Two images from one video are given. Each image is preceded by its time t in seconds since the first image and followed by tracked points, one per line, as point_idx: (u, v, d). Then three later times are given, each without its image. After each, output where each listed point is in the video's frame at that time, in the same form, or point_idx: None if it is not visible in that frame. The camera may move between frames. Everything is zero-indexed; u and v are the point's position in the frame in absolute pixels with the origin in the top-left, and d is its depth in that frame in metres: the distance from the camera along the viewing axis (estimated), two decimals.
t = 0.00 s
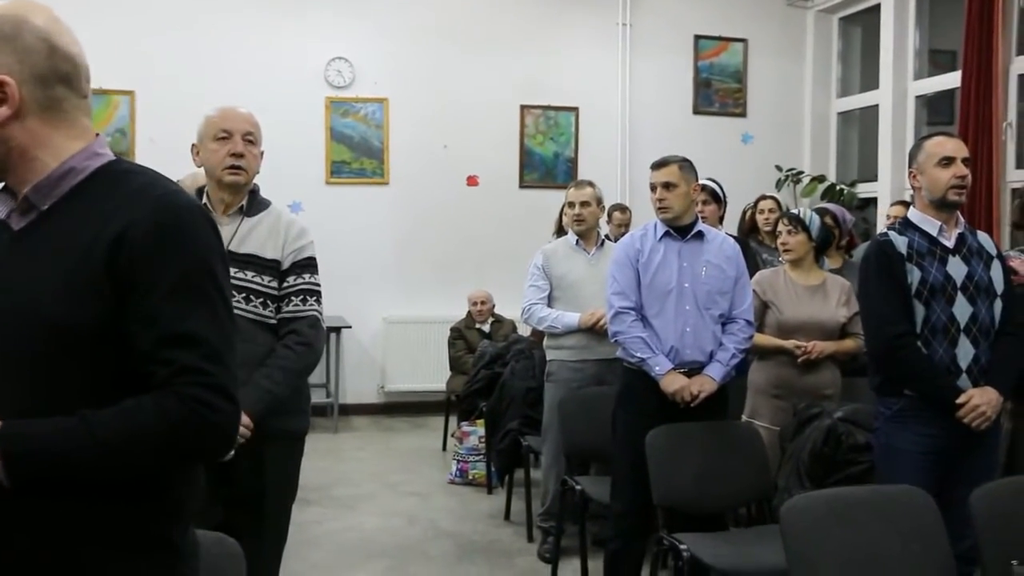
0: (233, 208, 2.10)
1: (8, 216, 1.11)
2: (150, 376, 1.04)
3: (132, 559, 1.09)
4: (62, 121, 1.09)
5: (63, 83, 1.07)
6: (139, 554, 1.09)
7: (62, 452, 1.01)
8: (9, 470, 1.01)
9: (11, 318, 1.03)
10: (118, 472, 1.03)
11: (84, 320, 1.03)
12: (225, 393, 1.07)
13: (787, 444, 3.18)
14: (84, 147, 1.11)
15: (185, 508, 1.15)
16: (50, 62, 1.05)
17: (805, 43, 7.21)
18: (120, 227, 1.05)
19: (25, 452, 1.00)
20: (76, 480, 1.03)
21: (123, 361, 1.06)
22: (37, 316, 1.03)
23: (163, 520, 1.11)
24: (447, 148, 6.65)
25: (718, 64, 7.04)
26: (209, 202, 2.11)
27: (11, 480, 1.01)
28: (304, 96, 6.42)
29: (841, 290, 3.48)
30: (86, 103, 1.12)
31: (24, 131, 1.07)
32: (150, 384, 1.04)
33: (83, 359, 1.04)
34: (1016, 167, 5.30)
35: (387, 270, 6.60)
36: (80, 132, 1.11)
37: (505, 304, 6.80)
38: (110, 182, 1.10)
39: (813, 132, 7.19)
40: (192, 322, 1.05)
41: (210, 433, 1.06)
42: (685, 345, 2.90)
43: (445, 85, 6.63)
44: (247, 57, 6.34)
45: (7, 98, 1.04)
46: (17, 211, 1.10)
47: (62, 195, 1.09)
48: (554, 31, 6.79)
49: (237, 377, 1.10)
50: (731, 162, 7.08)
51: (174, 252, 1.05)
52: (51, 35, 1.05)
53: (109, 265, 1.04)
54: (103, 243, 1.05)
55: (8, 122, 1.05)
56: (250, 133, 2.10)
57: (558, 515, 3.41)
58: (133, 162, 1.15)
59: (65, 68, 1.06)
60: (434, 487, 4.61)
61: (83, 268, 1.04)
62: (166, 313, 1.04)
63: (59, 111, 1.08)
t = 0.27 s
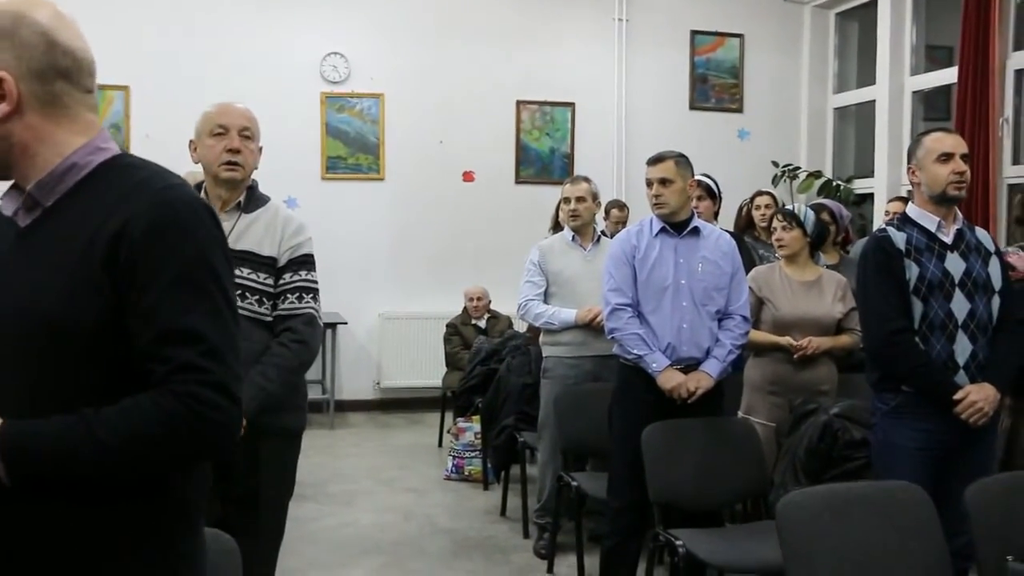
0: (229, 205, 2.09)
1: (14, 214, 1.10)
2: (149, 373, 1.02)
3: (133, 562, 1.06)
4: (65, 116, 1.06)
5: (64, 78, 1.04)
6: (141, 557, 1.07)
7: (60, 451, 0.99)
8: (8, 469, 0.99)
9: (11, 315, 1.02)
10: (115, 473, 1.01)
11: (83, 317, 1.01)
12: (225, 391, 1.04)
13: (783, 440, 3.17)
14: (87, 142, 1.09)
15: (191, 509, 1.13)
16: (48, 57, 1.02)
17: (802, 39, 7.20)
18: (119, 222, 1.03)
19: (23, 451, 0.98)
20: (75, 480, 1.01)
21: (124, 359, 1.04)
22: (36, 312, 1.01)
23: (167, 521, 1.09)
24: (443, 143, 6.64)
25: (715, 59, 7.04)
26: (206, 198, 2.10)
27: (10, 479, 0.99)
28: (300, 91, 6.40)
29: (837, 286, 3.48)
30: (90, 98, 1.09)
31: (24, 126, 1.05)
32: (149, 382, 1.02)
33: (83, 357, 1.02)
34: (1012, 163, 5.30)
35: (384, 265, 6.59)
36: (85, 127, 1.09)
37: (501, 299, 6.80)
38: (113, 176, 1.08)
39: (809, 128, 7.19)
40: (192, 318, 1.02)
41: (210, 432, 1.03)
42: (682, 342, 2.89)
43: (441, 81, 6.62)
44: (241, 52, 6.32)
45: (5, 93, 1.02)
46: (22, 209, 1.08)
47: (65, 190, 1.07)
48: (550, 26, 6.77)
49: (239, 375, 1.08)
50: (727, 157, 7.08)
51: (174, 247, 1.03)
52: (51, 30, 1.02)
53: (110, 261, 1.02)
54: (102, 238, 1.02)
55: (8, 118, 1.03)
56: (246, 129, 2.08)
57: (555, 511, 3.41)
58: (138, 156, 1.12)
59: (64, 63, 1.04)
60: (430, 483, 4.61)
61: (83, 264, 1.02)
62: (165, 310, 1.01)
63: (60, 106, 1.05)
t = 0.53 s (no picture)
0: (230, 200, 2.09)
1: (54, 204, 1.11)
2: (184, 372, 1.03)
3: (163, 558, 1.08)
4: (107, 110, 1.08)
5: (108, 73, 1.06)
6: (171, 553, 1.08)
7: (93, 447, 0.99)
8: (44, 464, 0.99)
9: (48, 308, 1.03)
10: (150, 470, 1.01)
11: (121, 313, 1.01)
12: (260, 391, 1.04)
13: (780, 435, 3.19)
14: (128, 137, 1.10)
15: (215, 505, 1.14)
16: (95, 51, 1.04)
17: (799, 35, 7.21)
18: (157, 219, 1.03)
19: (56, 446, 0.99)
20: (109, 477, 1.02)
21: (159, 356, 1.04)
22: (73, 306, 1.02)
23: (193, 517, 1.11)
24: (441, 139, 6.64)
25: (712, 56, 7.05)
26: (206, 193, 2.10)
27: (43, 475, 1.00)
28: (297, 87, 6.40)
29: (832, 281, 3.49)
30: (133, 93, 1.11)
31: (68, 119, 1.06)
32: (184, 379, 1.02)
33: (118, 352, 1.03)
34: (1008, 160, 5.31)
35: (381, 261, 6.60)
36: (125, 121, 1.10)
37: (498, 295, 6.80)
38: (152, 172, 1.09)
39: (806, 124, 7.20)
40: (228, 317, 1.02)
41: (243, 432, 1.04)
42: (679, 337, 2.90)
43: (438, 77, 6.62)
44: (239, 47, 6.32)
45: (50, 86, 1.03)
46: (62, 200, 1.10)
47: (106, 183, 1.08)
48: (547, 22, 6.78)
49: (272, 376, 1.08)
50: (724, 153, 7.09)
51: (211, 245, 1.03)
52: (97, 23, 1.03)
53: (147, 257, 1.03)
54: (139, 235, 1.03)
55: (52, 110, 1.04)
56: (246, 124, 2.09)
57: (552, 506, 3.42)
58: (176, 152, 1.14)
59: (110, 57, 1.05)
60: (427, 479, 4.62)
61: (121, 260, 1.02)
62: (200, 308, 1.01)
63: (104, 100, 1.06)
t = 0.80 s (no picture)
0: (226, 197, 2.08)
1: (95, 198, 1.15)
2: (231, 369, 1.06)
3: (204, 551, 1.11)
4: (154, 110, 1.11)
5: (157, 73, 1.10)
6: (211, 545, 1.12)
7: (142, 442, 1.03)
8: (91, 460, 1.03)
9: (97, 305, 1.06)
10: (198, 463, 1.05)
11: (170, 310, 1.05)
12: (305, 389, 1.08)
13: (774, 432, 3.19)
14: (173, 135, 1.14)
15: (251, 499, 1.18)
16: (146, 52, 1.08)
17: (794, 32, 7.21)
18: (205, 218, 1.07)
19: (104, 440, 1.03)
20: (156, 471, 1.05)
21: (205, 352, 1.08)
22: (123, 303, 1.05)
23: (232, 510, 1.14)
24: (437, 136, 6.64)
25: (707, 53, 7.04)
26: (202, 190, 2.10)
27: (89, 468, 1.04)
28: (292, 84, 6.38)
29: (827, 278, 3.50)
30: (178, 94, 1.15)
31: (116, 117, 1.09)
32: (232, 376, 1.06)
33: (164, 347, 1.06)
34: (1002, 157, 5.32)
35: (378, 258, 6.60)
36: (170, 121, 1.14)
37: (492, 292, 6.79)
38: (198, 171, 1.12)
39: (801, 121, 7.20)
40: (275, 316, 1.06)
41: (288, 429, 1.07)
42: (673, 333, 2.90)
43: (434, 73, 6.61)
44: (233, 43, 6.30)
45: (101, 84, 1.07)
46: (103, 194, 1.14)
47: (150, 179, 1.12)
48: (541, 19, 6.77)
49: (316, 375, 1.11)
50: (718, 150, 7.09)
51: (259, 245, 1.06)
52: (147, 23, 1.08)
53: (195, 256, 1.06)
54: (187, 234, 1.06)
55: (101, 108, 1.08)
56: (242, 120, 2.08)
57: (547, 503, 3.42)
58: (218, 151, 1.17)
59: (159, 57, 1.09)
60: (422, 476, 4.62)
61: (169, 258, 1.06)
62: (248, 307, 1.05)
63: (152, 100, 1.10)
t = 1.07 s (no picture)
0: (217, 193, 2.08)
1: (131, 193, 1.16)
2: (272, 370, 1.08)
3: (241, 548, 1.13)
4: (193, 107, 1.13)
5: (200, 72, 1.12)
6: (247, 543, 1.14)
7: (184, 441, 1.05)
8: (133, 458, 1.05)
9: (140, 305, 1.08)
10: (239, 463, 1.07)
11: (213, 309, 1.07)
12: (343, 391, 1.09)
13: (769, 429, 3.20)
14: (211, 134, 1.15)
15: (287, 499, 1.20)
16: (189, 50, 1.09)
17: (788, 30, 7.21)
18: (247, 218, 1.08)
19: (144, 439, 1.04)
20: (196, 470, 1.07)
21: (245, 351, 1.10)
22: (166, 301, 1.07)
23: (267, 510, 1.16)
24: (431, 133, 6.63)
25: (701, 50, 7.05)
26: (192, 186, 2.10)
27: (131, 466, 1.06)
28: (285, 80, 6.37)
29: (821, 275, 3.50)
30: (216, 92, 1.16)
31: (158, 115, 1.11)
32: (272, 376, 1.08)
33: (205, 345, 1.08)
34: (996, 155, 5.33)
35: (371, 255, 6.59)
36: (208, 119, 1.15)
37: (486, 290, 6.79)
38: (237, 169, 1.14)
39: (794, 119, 7.21)
40: (315, 317, 1.07)
41: (326, 430, 1.08)
42: (666, 329, 2.90)
43: (428, 70, 6.60)
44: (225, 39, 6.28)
45: (145, 82, 1.08)
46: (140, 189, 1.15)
47: (189, 177, 1.13)
48: (535, 16, 6.76)
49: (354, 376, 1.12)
50: (712, 148, 7.09)
51: (299, 245, 1.08)
52: (192, 22, 1.09)
53: (235, 256, 1.08)
54: (228, 233, 1.08)
55: (144, 107, 1.10)
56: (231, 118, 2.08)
57: (541, 500, 3.42)
58: (255, 149, 1.19)
59: (202, 57, 1.11)
60: (416, 473, 4.61)
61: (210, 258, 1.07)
62: (288, 309, 1.06)
63: (193, 98, 1.12)
